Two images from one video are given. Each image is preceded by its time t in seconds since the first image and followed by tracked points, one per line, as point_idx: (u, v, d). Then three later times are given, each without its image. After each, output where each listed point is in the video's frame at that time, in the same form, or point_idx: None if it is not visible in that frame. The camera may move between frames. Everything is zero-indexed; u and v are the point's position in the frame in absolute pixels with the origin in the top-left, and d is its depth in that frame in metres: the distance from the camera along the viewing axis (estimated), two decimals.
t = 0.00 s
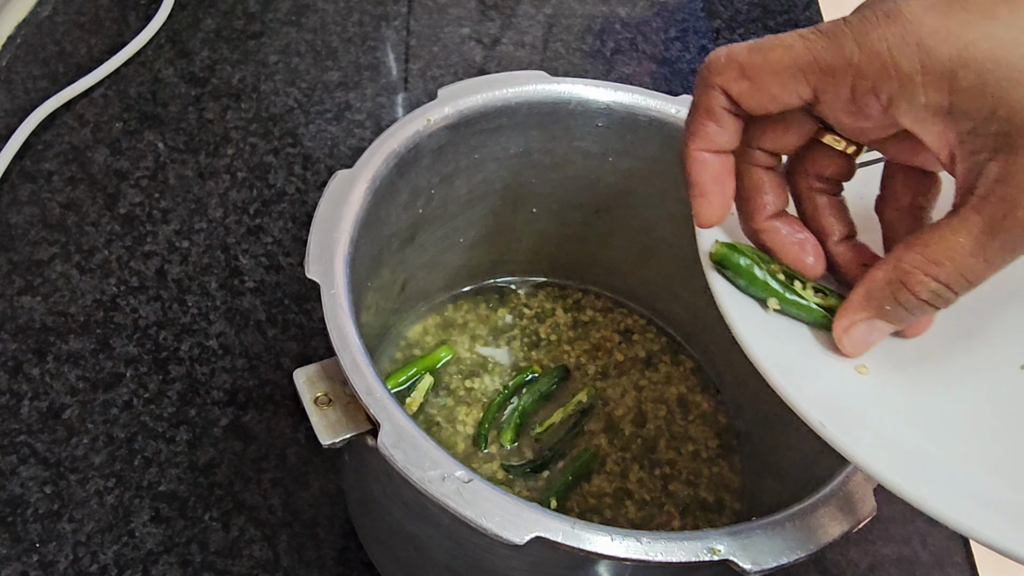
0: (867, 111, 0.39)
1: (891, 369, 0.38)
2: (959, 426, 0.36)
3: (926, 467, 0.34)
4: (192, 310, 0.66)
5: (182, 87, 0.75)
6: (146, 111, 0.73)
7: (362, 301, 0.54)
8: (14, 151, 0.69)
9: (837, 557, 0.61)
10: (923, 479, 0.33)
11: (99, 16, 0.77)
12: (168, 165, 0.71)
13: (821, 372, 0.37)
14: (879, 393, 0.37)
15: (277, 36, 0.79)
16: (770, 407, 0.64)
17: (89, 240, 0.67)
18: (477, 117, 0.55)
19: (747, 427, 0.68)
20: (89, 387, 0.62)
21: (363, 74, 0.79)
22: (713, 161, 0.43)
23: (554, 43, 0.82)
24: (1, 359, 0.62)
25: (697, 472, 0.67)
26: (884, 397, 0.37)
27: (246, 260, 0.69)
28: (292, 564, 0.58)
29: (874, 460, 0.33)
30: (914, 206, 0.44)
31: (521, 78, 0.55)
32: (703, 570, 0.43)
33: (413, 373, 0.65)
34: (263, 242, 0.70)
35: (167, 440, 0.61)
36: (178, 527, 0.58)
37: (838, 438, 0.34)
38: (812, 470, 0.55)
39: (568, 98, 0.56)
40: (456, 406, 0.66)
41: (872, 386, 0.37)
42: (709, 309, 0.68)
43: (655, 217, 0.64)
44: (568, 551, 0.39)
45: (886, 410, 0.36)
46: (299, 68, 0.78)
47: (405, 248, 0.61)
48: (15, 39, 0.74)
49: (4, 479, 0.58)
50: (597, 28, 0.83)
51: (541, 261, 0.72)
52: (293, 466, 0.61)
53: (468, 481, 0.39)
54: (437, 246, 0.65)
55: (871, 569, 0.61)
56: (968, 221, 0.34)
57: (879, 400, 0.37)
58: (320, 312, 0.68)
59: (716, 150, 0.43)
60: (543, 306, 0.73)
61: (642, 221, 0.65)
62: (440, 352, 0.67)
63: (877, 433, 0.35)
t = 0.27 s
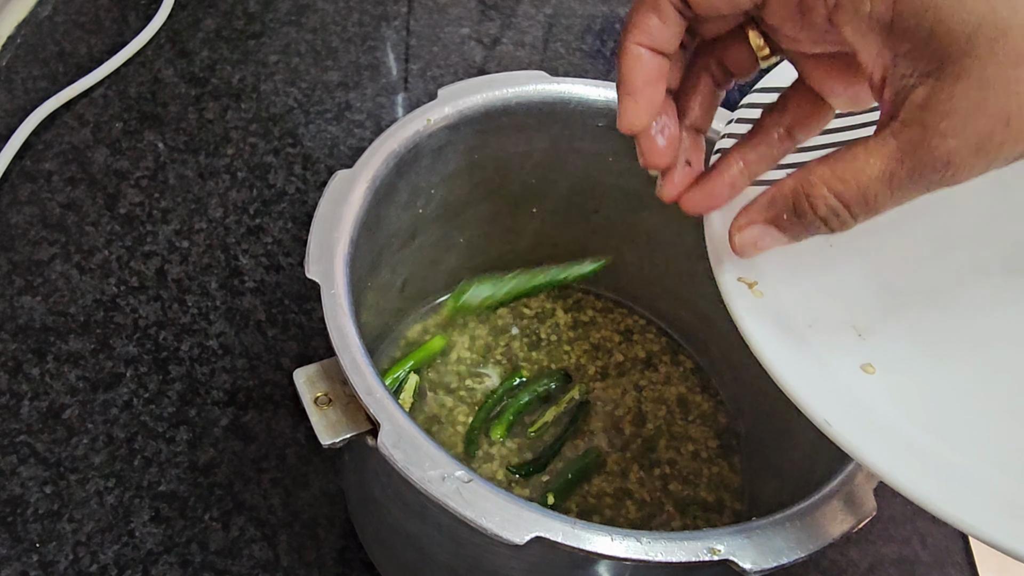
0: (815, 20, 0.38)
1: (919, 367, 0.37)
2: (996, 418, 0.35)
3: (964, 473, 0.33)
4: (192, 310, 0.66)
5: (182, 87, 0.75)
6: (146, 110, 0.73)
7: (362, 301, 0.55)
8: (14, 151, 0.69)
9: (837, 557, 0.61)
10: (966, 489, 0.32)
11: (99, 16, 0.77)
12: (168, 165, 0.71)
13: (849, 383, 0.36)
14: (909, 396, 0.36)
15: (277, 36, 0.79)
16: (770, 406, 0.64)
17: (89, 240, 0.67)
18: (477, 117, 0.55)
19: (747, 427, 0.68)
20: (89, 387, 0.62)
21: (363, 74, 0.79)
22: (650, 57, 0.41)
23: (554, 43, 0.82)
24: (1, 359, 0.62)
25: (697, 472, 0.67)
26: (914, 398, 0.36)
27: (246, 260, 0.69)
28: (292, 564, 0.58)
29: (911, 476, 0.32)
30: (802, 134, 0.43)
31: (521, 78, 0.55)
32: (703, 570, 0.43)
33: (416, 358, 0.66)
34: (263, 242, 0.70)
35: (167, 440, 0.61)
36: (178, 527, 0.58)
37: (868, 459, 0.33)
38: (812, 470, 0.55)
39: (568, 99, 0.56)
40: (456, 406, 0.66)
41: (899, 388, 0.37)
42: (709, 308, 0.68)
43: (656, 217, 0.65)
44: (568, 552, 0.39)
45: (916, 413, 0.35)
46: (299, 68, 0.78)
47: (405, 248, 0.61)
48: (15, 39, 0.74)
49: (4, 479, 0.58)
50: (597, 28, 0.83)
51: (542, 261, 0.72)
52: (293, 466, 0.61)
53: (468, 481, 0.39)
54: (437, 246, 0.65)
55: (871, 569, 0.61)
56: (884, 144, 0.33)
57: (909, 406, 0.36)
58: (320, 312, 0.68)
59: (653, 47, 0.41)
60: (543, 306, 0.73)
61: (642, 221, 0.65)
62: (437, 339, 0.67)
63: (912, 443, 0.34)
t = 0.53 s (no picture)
0: None
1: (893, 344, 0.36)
2: (988, 407, 0.34)
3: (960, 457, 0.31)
4: (192, 310, 0.66)
5: (182, 87, 0.75)
6: (146, 110, 0.73)
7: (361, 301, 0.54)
8: (14, 151, 0.69)
9: (837, 558, 0.61)
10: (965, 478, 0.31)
11: (99, 16, 0.77)
12: (168, 165, 0.71)
13: (835, 367, 0.33)
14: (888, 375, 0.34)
15: (277, 36, 0.79)
16: (771, 405, 0.64)
17: (89, 240, 0.67)
18: (477, 116, 0.55)
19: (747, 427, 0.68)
20: (89, 387, 0.62)
21: (363, 74, 0.79)
22: None
23: (554, 43, 0.82)
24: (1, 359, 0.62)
25: (697, 471, 0.67)
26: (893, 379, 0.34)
27: (246, 260, 0.69)
28: (292, 564, 0.58)
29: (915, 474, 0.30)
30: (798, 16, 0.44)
31: (521, 78, 0.55)
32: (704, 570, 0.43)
33: (415, 347, 0.67)
34: (263, 242, 0.70)
35: (167, 440, 0.61)
36: (178, 527, 0.58)
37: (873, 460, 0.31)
38: (812, 469, 0.55)
39: (568, 99, 0.56)
40: (456, 406, 0.66)
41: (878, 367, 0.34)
42: (709, 308, 0.68)
43: (656, 217, 0.64)
44: (568, 552, 0.39)
45: (903, 394, 0.34)
46: (299, 68, 0.78)
47: (404, 247, 0.61)
48: (15, 39, 0.74)
49: (4, 479, 0.58)
50: (597, 28, 0.83)
51: (541, 261, 0.72)
52: (293, 466, 0.61)
53: (468, 480, 0.39)
54: (437, 246, 0.65)
55: (871, 569, 0.61)
56: None
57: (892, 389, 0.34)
58: (320, 312, 0.68)
59: None
60: (543, 306, 0.73)
61: (642, 220, 0.65)
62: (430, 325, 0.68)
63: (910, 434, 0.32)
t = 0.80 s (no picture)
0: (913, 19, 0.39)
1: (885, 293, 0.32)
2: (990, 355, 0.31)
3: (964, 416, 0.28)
4: (192, 310, 0.66)
5: (182, 87, 0.75)
6: (146, 110, 0.73)
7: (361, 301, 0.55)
8: (14, 151, 0.69)
9: (838, 557, 0.61)
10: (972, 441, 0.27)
11: (99, 16, 0.77)
12: (168, 165, 0.71)
13: (823, 320, 0.30)
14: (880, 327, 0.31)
15: (277, 36, 0.79)
16: (771, 404, 0.64)
17: (89, 240, 0.67)
18: (477, 116, 0.55)
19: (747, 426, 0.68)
20: (89, 387, 0.62)
21: (363, 74, 0.79)
22: None
23: (554, 43, 0.82)
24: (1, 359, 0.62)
25: (697, 471, 0.67)
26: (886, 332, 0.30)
27: (246, 260, 0.69)
28: (292, 564, 0.58)
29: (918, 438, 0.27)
30: None
31: (521, 78, 0.55)
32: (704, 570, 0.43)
33: (414, 339, 0.67)
34: (263, 243, 0.70)
35: (167, 440, 0.61)
36: (178, 527, 0.58)
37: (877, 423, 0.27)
38: (813, 469, 0.55)
39: (567, 99, 0.56)
40: (456, 405, 0.66)
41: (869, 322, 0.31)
42: (709, 308, 0.68)
43: (655, 217, 0.64)
44: (568, 552, 0.39)
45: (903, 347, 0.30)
46: (299, 68, 0.78)
47: (405, 247, 0.61)
48: (16, 39, 0.74)
49: (4, 479, 0.58)
50: (597, 28, 0.83)
51: (541, 261, 0.72)
52: (293, 466, 0.61)
53: (468, 481, 0.39)
54: (438, 246, 0.65)
55: (871, 569, 0.61)
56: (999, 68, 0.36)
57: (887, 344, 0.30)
58: (320, 312, 0.68)
59: None
60: (543, 306, 0.73)
61: (642, 220, 0.65)
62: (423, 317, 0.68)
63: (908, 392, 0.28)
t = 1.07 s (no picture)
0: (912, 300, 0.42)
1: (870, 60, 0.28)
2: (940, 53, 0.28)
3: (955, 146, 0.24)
4: (193, 310, 0.66)
5: (182, 87, 0.75)
6: (146, 110, 0.73)
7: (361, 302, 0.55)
8: (14, 151, 0.69)
9: (837, 557, 0.61)
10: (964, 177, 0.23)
11: (99, 16, 0.77)
12: (168, 165, 0.71)
13: None
14: None
15: (277, 36, 0.79)
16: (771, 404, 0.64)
17: (89, 240, 0.67)
18: (477, 116, 0.54)
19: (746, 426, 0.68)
20: (89, 387, 0.62)
21: (364, 74, 0.79)
22: None
23: (554, 43, 0.82)
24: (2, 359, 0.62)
25: (697, 471, 0.67)
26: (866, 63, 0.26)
27: (246, 261, 0.69)
28: (292, 564, 0.58)
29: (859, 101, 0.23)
30: None
31: (521, 78, 0.55)
32: (703, 570, 0.43)
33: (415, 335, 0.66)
34: (263, 243, 0.70)
35: (167, 440, 0.61)
36: (179, 527, 0.58)
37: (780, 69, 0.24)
38: (812, 469, 0.55)
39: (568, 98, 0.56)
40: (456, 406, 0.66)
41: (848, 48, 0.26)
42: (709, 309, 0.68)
43: (655, 217, 0.64)
44: (568, 551, 0.39)
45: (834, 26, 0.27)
46: (299, 69, 0.78)
47: (405, 247, 0.61)
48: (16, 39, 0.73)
49: (4, 479, 0.58)
50: (597, 28, 0.83)
51: (542, 261, 0.72)
52: (293, 466, 0.62)
53: (468, 481, 0.39)
54: (438, 245, 0.65)
55: (871, 569, 0.61)
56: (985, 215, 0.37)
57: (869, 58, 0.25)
58: (320, 312, 0.68)
59: None
60: (543, 306, 0.74)
61: (642, 220, 0.65)
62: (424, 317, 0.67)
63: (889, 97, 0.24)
